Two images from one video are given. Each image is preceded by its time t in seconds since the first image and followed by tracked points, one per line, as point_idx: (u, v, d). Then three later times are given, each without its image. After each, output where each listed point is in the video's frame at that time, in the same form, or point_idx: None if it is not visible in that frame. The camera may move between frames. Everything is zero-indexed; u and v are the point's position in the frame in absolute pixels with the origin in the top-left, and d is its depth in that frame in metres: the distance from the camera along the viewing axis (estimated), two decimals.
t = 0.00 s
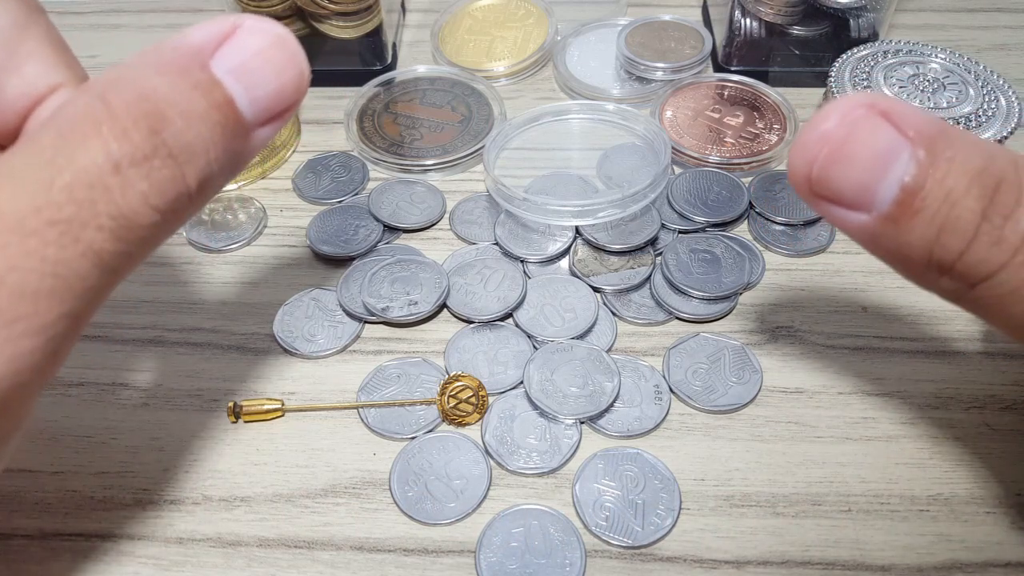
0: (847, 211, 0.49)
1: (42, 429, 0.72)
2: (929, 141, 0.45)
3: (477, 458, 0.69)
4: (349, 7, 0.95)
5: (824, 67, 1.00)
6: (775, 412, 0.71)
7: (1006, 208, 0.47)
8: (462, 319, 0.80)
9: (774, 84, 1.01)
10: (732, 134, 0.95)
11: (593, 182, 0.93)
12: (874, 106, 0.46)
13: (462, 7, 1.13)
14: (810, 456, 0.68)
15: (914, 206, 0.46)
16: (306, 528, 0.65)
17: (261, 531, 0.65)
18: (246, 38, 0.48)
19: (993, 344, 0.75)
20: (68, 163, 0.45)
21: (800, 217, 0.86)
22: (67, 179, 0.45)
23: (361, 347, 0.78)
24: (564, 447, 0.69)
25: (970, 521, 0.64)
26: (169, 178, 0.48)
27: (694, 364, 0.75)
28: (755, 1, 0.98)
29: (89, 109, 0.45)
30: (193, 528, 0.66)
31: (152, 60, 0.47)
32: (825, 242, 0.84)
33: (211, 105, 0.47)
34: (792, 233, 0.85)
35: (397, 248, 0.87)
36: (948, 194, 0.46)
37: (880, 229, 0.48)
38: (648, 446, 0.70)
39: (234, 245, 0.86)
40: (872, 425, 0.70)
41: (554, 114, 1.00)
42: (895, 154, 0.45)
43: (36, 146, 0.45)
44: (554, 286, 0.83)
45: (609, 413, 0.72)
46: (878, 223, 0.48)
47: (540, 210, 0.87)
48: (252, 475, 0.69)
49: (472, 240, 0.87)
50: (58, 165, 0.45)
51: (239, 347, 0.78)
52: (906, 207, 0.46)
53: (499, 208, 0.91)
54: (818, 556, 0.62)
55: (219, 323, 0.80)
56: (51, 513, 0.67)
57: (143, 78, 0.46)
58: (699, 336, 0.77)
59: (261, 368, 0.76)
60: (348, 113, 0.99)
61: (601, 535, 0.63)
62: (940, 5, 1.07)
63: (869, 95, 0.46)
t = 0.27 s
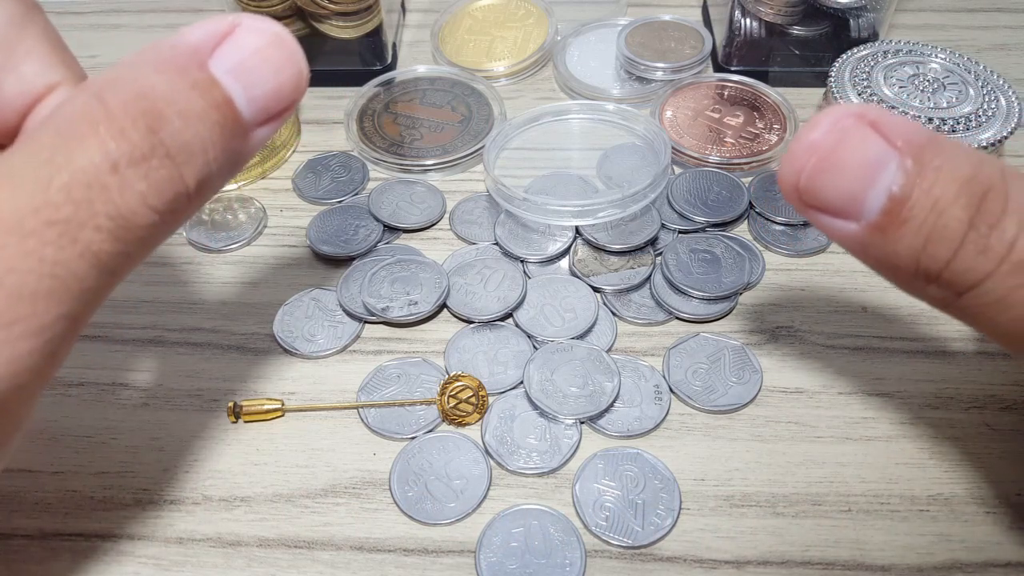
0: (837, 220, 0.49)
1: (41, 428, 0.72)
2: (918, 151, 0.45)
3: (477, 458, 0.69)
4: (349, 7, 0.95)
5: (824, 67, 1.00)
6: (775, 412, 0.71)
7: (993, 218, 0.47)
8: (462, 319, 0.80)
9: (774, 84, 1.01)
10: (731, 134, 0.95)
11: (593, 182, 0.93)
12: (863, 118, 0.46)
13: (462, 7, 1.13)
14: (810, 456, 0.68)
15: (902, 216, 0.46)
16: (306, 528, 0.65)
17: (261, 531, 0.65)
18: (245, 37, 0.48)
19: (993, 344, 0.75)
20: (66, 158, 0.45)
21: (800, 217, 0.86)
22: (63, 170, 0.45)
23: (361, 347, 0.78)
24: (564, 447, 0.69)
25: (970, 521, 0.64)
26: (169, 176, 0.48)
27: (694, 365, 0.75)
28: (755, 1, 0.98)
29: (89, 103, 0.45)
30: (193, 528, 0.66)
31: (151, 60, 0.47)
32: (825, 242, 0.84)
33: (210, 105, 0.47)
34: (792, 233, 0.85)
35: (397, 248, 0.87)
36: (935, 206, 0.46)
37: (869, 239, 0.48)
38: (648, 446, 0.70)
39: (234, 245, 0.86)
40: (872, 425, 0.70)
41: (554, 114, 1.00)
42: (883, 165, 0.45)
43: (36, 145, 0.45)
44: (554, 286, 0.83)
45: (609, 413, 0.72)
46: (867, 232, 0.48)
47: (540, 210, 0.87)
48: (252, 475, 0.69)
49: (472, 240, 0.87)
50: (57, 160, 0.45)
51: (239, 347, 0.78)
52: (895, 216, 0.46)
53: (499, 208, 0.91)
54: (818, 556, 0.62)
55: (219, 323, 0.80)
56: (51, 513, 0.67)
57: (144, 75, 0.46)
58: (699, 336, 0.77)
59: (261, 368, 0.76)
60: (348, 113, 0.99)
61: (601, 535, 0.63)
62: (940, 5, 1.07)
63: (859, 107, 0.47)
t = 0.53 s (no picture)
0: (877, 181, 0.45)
1: (42, 429, 0.72)
2: (976, 109, 0.40)
3: (477, 458, 0.69)
4: (349, 7, 0.95)
5: (824, 67, 1.00)
6: (775, 412, 0.71)
7: None
8: (462, 319, 0.80)
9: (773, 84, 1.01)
10: (731, 134, 0.95)
11: (593, 182, 0.93)
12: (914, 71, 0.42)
13: (463, 7, 1.13)
14: (810, 456, 0.68)
15: (951, 179, 0.41)
16: (306, 528, 0.65)
17: (262, 531, 0.65)
18: (258, 24, 0.40)
19: (993, 344, 0.75)
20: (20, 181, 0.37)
21: (800, 217, 0.86)
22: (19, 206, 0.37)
23: (361, 347, 0.78)
24: (564, 447, 0.69)
25: (970, 521, 0.64)
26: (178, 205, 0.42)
27: (694, 365, 0.75)
28: (755, 1, 0.98)
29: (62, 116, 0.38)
30: (193, 528, 0.66)
31: (143, 63, 0.40)
32: (824, 242, 0.84)
33: (214, 115, 0.40)
34: (792, 233, 0.85)
35: (396, 248, 0.87)
36: (992, 168, 0.40)
37: (914, 207, 0.43)
38: (648, 446, 0.70)
39: (235, 245, 0.86)
40: (872, 425, 0.70)
41: (554, 114, 1.00)
42: (932, 120, 0.41)
43: None
44: (554, 286, 0.83)
45: (609, 413, 0.72)
46: (911, 198, 0.43)
47: (540, 210, 0.87)
48: (252, 475, 0.69)
49: (471, 240, 0.87)
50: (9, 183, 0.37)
51: (239, 347, 0.78)
52: (944, 183, 0.41)
53: (499, 208, 0.91)
54: (818, 556, 0.62)
55: (219, 323, 0.80)
56: (52, 513, 0.67)
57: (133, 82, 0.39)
58: (699, 336, 0.77)
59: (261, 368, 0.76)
60: (349, 113, 0.99)
61: (601, 535, 0.63)
62: (940, 5, 1.07)
63: (913, 61, 0.43)
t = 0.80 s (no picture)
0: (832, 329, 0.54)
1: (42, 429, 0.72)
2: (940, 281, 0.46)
3: (477, 458, 0.69)
4: (349, 7, 0.94)
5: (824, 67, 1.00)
6: (775, 412, 0.71)
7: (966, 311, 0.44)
8: (462, 319, 0.80)
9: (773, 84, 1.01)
10: (731, 134, 0.95)
11: (594, 182, 0.93)
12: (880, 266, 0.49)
13: (463, 7, 1.13)
14: (810, 456, 0.68)
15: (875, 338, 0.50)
16: (307, 528, 0.65)
17: (262, 531, 0.65)
18: (403, 302, 0.51)
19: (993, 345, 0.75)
20: (199, 389, 0.44)
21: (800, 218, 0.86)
22: (192, 424, 0.43)
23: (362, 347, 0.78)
24: (564, 447, 0.69)
25: (971, 521, 0.64)
26: (276, 461, 0.48)
27: (694, 365, 0.75)
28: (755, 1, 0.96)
29: (240, 339, 0.46)
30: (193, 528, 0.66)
31: (312, 309, 0.47)
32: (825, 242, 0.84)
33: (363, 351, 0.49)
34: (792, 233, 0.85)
35: (396, 249, 0.87)
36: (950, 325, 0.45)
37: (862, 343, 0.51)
38: (648, 446, 0.70)
39: (235, 245, 0.86)
40: (873, 425, 0.70)
41: (554, 115, 1.00)
42: (851, 272, 0.51)
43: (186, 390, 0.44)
44: (554, 286, 0.83)
45: (609, 413, 0.72)
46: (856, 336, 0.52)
47: (540, 210, 0.87)
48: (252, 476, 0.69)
49: (472, 240, 0.88)
50: (186, 391, 0.44)
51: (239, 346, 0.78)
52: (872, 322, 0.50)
53: (498, 208, 0.91)
54: (819, 556, 0.62)
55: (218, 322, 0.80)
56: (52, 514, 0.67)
57: (290, 320, 0.47)
58: (699, 336, 0.77)
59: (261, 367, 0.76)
60: (348, 113, 0.99)
61: (601, 535, 0.63)
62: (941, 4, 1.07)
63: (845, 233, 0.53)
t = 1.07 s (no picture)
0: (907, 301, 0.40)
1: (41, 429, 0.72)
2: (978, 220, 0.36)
3: (477, 459, 0.69)
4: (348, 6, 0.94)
5: (825, 67, 1.00)
6: (776, 413, 0.71)
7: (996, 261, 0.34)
8: (461, 319, 0.80)
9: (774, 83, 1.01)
10: (732, 134, 0.95)
11: (594, 182, 0.93)
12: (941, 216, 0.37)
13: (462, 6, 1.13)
14: (811, 456, 0.68)
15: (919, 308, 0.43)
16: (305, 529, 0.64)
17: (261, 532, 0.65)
18: (381, 442, 0.43)
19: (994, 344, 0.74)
20: (155, 567, 0.32)
21: (801, 217, 0.85)
22: None
23: (361, 348, 0.78)
24: (564, 448, 0.69)
25: (972, 522, 0.63)
26: None
27: (694, 365, 0.75)
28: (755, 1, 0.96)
29: (218, 506, 0.35)
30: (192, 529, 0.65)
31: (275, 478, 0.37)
32: (826, 242, 0.84)
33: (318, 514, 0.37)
34: (793, 233, 0.85)
35: (397, 248, 0.86)
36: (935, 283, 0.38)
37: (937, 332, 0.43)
38: (649, 447, 0.70)
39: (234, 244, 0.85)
40: (874, 426, 0.70)
41: (554, 114, 0.99)
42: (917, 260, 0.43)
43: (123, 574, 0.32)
44: (554, 286, 0.82)
45: (609, 413, 0.72)
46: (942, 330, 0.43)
47: (540, 210, 0.87)
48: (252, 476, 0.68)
49: (471, 239, 0.87)
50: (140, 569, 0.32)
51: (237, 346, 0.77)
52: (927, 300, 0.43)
53: (498, 207, 0.90)
54: (820, 557, 0.62)
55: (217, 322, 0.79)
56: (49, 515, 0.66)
57: (266, 485, 0.36)
58: (699, 336, 0.77)
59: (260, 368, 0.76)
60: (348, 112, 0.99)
61: (602, 536, 0.63)
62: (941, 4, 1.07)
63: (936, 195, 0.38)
